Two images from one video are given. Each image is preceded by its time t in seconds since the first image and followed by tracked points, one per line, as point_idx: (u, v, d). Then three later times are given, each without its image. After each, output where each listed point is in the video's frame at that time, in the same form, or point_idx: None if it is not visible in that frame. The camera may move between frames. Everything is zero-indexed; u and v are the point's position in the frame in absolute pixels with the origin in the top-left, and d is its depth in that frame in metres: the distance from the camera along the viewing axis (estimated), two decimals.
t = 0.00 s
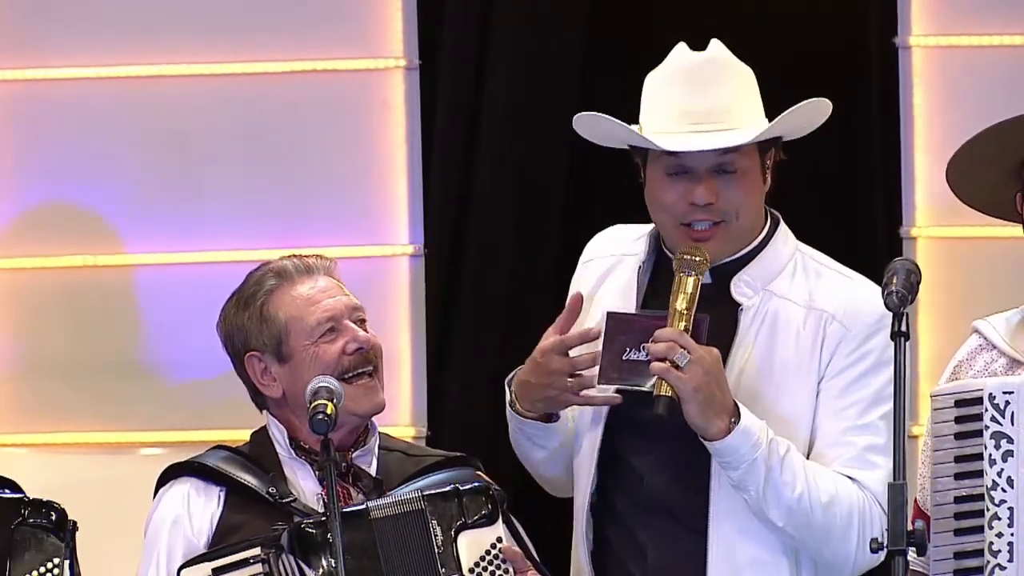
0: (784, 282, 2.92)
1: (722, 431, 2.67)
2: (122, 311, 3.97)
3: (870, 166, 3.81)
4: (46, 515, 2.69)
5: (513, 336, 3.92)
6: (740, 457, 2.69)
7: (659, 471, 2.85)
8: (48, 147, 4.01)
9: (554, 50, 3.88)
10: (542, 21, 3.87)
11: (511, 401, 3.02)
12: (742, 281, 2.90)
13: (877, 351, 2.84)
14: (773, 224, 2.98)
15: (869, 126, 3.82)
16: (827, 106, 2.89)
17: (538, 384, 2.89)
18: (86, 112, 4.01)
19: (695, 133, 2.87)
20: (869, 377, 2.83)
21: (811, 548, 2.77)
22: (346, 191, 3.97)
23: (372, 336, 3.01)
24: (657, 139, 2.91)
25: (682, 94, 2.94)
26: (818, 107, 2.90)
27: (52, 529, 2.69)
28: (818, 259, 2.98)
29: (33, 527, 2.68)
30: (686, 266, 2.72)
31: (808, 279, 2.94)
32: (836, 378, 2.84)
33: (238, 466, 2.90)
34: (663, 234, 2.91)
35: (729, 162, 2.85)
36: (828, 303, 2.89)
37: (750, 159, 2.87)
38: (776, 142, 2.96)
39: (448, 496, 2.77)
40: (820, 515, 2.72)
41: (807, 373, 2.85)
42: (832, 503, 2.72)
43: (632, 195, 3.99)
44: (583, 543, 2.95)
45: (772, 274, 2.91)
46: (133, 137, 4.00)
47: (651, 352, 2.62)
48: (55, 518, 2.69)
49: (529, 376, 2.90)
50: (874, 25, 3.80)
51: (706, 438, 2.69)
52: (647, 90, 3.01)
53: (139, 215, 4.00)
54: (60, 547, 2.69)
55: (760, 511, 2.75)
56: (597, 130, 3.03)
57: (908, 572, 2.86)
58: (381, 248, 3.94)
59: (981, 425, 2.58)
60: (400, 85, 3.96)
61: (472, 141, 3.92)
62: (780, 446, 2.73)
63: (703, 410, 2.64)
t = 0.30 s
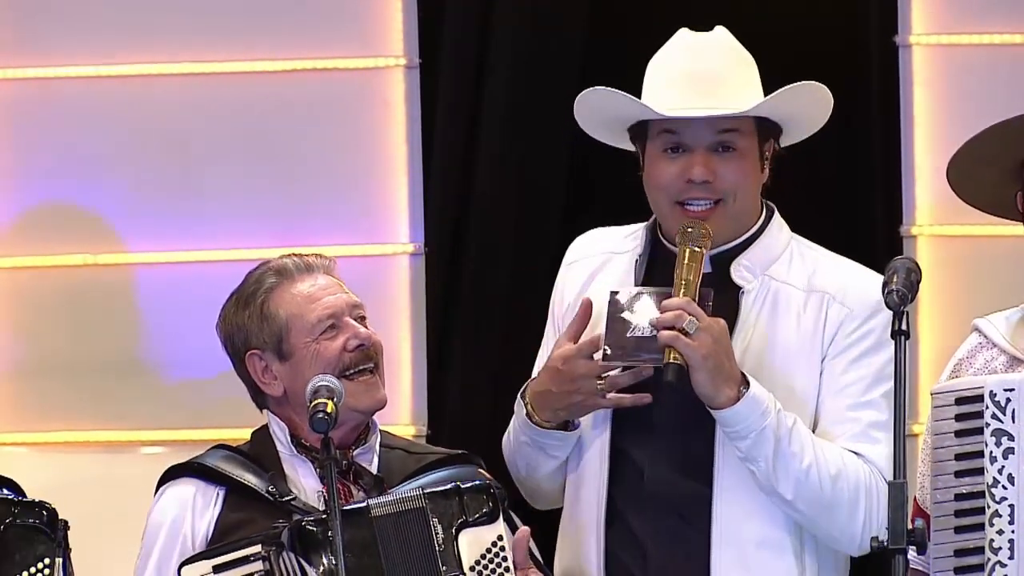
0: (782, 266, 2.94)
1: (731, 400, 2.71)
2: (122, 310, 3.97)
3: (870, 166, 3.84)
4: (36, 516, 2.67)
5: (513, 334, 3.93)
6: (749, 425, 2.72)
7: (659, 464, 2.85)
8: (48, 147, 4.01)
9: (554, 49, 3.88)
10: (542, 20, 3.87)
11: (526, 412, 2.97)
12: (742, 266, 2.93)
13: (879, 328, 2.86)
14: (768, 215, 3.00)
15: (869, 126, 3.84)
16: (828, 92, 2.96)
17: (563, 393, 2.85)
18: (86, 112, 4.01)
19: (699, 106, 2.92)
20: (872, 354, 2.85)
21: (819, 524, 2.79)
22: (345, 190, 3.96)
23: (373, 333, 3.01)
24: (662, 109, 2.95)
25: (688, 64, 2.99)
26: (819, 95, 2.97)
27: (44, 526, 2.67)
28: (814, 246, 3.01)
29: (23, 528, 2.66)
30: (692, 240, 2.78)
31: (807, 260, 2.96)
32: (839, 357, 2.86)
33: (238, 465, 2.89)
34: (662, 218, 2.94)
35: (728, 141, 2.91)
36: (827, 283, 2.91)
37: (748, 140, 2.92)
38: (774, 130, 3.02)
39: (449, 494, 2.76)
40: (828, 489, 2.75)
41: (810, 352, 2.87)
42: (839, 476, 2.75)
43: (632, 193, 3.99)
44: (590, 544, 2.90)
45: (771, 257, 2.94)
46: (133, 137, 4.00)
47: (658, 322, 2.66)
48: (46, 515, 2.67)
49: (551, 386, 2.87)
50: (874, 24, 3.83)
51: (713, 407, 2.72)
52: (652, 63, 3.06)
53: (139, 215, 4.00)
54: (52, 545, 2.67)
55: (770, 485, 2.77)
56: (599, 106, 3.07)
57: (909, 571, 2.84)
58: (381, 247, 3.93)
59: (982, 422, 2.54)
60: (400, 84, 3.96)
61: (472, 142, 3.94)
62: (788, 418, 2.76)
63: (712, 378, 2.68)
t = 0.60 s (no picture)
0: (767, 250, 2.94)
1: (722, 378, 2.67)
2: (122, 310, 3.97)
3: (870, 164, 3.84)
4: (33, 517, 2.66)
5: (514, 333, 3.91)
6: (743, 404, 2.69)
7: (654, 458, 2.84)
8: (47, 147, 4.01)
9: (554, 48, 3.88)
10: (542, 19, 3.87)
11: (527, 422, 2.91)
12: (727, 250, 2.93)
13: (869, 304, 2.85)
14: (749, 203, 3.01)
15: (868, 125, 3.84)
16: (807, 81, 2.99)
17: (565, 400, 2.80)
18: (86, 112, 4.01)
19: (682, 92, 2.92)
20: (863, 330, 2.84)
21: (818, 500, 2.75)
22: (346, 190, 3.97)
23: (371, 332, 3.01)
24: (645, 97, 2.94)
25: (669, 52, 2.99)
26: (799, 85, 2.99)
27: (43, 526, 2.67)
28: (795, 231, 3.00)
29: (22, 528, 2.66)
30: (675, 225, 2.77)
31: (791, 243, 2.96)
32: (829, 335, 2.85)
33: (237, 464, 2.88)
34: (646, 212, 2.92)
35: (707, 129, 2.90)
36: (812, 263, 2.91)
37: (728, 128, 2.92)
38: (753, 120, 3.03)
39: (449, 493, 2.76)
40: (826, 464, 2.72)
41: (800, 332, 2.86)
42: (836, 451, 2.73)
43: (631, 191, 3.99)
44: (590, 541, 2.88)
45: (756, 241, 2.94)
46: (133, 136, 4.00)
47: (647, 305, 2.61)
48: (45, 516, 2.67)
49: (553, 393, 2.81)
50: (873, 19, 3.82)
51: (705, 387, 2.69)
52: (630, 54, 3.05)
53: (139, 214, 4.00)
54: (49, 546, 2.67)
55: (767, 463, 2.74)
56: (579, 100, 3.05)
57: (909, 570, 2.84)
58: (381, 246, 3.94)
59: (982, 421, 2.53)
60: (401, 83, 3.96)
61: (471, 142, 3.93)
62: (781, 395, 2.74)
63: (703, 358, 2.64)
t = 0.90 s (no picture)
0: (749, 247, 2.95)
1: (717, 376, 2.67)
2: (121, 309, 3.97)
3: (869, 167, 3.81)
4: (39, 518, 2.66)
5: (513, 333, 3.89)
6: (738, 400, 2.68)
7: (655, 460, 2.84)
8: (47, 147, 4.01)
9: (553, 47, 3.88)
10: (541, 19, 3.88)
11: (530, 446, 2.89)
12: (711, 250, 2.93)
13: (856, 295, 2.84)
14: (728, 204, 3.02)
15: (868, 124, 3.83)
16: (780, 80, 3.01)
17: (565, 420, 2.79)
18: (86, 112, 4.01)
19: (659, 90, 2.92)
20: (851, 321, 2.83)
21: (818, 493, 2.74)
22: (346, 190, 3.97)
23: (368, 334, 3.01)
24: (619, 96, 2.95)
25: (641, 52, 3.00)
26: (771, 83, 3.02)
27: (48, 528, 2.67)
28: (776, 229, 3.00)
29: (26, 529, 2.66)
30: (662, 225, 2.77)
31: (772, 239, 2.97)
32: (818, 328, 2.84)
33: (235, 465, 2.89)
34: (631, 217, 2.92)
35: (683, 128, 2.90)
36: (795, 257, 2.91)
37: (704, 126, 2.92)
38: (728, 118, 3.05)
39: (448, 493, 2.76)
40: (824, 456, 2.71)
41: (789, 326, 2.86)
42: (833, 443, 2.72)
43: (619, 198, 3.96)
44: (592, 542, 2.88)
45: (737, 240, 2.94)
46: (132, 135, 4.00)
47: (640, 305, 2.61)
48: (50, 518, 2.67)
49: (552, 415, 2.81)
50: (873, 18, 3.80)
51: (701, 385, 2.68)
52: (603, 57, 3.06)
53: (138, 213, 4.00)
54: (55, 547, 2.67)
55: (766, 459, 2.73)
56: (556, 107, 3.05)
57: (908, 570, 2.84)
58: (381, 245, 3.95)
59: (981, 421, 2.50)
60: (400, 82, 3.97)
61: (471, 142, 3.92)
62: (776, 390, 2.73)
63: (697, 355, 2.63)
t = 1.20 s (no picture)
0: (756, 244, 2.96)
1: (718, 367, 2.67)
2: (121, 310, 3.97)
3: (869, 167, 3.78)
4: (43, 516, 2.67)
5: (513, 335, 3.87)
6: (739, 392, 2.68)
7: (658, 457, 2.83)
8: (47, 147, 4.02)
9: (554, 48, 3.88)
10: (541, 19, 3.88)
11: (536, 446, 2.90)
12: (718, 245, 2.94)
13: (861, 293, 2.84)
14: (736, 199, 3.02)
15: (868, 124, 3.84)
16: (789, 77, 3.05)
17: (569, 417, 2.80)
18: (86, 112, 4.01)
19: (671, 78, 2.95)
20: (855, 318, 2.83)
21: (820, 489, 2.74)
22: (346, 190, 3.98)
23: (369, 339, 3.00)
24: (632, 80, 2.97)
25: (652, 40, 3.03)
26: (782, 81, 3.06)
27: (53, 527, 2.67)
28: (784, 228, 3.01)
29: (30, 526, 2.66)
30: (666, 217, 2.77)
31: (779, 237, 2.98)
32: (822, 324, 2.84)
33: (235, 466, 2.88)
34: (638, 207, 2.93)
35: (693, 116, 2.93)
36: (801, 254, 2.92)
37: (712, 114, 2.95)
38: (737, 113, 3.08)
39: (447, 494, 2.76)
40: (825, 450, 2.71)
41: (793, 321, 2.86)
42: (834, 437, 2.72)
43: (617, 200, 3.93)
44: (595, 541, 2.87)
45: (745, 236, 2.95)
46: (133, 136, 4.00)
47: (642, 295, 2.63)
48: (55, 518, 2.68)
49: (556, 411, 2.81)
50: (873, 16, 3.79)
51: (702, 376, 2.69)
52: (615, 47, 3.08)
53: (139, 213, 4.00)
54: (60, 547, 2.67)
55: (767, 452, 2.73)
56: (567, 95, 3.07)
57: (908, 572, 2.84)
58: (381, 247, 3.97)
59: (979, 423, 2.50)
60: (401, 83, 3.98)
61: (471, 142, 3.90)
62: (778, 383, 2.74)
63: (699, 346, 2.64)
